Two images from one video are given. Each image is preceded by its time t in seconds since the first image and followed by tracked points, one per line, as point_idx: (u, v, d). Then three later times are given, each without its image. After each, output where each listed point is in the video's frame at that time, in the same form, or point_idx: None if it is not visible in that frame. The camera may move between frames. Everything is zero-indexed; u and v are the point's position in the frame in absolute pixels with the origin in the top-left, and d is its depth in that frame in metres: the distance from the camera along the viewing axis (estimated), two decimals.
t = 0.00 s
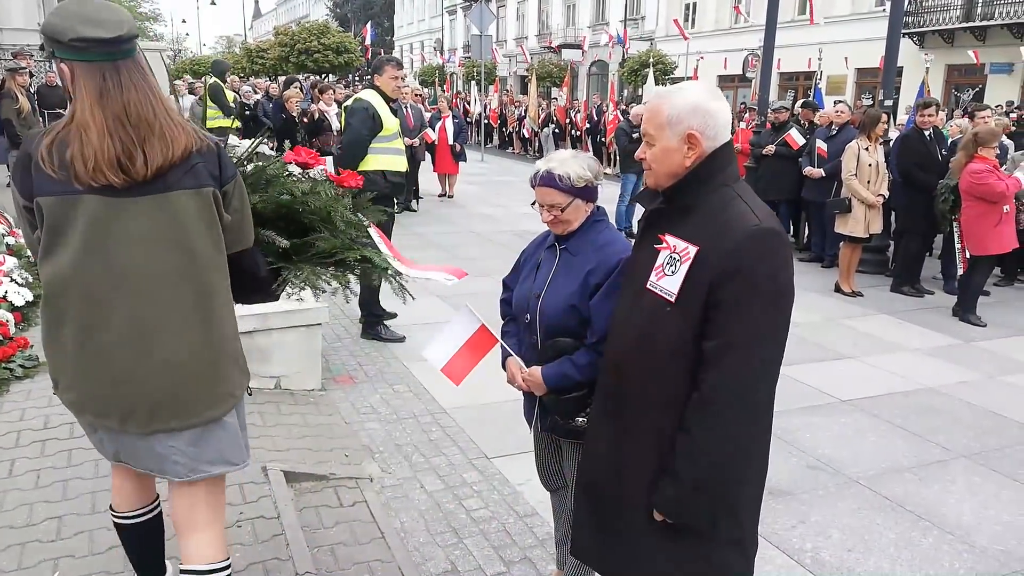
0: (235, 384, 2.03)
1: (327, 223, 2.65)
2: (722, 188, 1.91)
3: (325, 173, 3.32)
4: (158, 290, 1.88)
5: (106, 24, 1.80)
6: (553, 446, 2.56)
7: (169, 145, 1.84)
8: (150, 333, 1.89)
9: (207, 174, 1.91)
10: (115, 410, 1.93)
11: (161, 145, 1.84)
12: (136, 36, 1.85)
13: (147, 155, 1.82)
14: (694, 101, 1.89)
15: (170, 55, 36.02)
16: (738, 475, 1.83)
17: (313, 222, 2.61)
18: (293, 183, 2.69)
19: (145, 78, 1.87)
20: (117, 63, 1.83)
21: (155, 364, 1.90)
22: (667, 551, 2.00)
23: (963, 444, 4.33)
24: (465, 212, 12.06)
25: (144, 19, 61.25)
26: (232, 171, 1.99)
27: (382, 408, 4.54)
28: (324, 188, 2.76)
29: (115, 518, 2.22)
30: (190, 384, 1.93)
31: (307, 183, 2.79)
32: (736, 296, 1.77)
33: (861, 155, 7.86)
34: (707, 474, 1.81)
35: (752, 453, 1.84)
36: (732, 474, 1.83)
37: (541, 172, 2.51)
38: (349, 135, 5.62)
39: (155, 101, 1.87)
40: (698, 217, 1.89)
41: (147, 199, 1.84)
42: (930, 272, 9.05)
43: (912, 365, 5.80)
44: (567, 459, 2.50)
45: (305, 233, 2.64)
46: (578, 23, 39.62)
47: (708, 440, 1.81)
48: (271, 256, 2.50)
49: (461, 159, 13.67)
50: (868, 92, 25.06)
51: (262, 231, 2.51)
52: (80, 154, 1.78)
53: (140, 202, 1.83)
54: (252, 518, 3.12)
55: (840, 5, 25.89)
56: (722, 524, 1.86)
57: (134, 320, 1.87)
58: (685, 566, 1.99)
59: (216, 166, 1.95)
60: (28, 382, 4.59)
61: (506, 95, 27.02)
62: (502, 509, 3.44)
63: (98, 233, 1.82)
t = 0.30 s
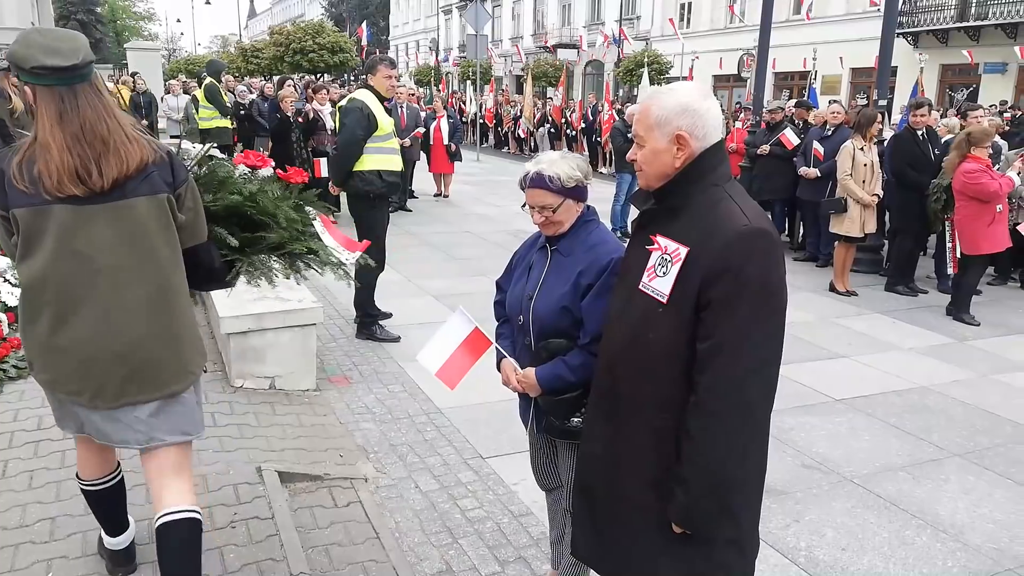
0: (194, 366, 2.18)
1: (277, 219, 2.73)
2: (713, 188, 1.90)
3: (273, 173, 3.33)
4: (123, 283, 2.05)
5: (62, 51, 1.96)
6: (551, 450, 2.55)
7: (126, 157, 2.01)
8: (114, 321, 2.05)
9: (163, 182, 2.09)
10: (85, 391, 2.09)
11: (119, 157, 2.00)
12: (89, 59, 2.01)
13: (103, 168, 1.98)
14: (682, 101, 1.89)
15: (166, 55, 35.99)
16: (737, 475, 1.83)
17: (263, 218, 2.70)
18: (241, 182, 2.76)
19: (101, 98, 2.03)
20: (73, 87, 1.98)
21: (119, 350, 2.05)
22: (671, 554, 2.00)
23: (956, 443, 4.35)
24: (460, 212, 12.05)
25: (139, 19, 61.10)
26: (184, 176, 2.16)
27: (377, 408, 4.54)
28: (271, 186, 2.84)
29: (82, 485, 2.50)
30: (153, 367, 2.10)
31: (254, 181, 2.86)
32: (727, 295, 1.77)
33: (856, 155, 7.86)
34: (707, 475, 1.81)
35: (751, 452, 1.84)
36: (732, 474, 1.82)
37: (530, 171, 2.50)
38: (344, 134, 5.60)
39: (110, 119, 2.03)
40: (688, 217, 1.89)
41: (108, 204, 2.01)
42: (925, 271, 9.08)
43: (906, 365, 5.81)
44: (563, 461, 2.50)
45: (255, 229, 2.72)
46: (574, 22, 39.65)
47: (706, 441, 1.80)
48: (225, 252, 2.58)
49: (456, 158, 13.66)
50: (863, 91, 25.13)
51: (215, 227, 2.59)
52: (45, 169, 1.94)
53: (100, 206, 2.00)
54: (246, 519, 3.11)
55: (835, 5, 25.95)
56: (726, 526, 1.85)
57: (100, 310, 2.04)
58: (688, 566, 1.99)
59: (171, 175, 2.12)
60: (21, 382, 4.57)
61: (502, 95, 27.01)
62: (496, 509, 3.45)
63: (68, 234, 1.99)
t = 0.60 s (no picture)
0: (140, 317, 2.59)
1: (221, 182, 3.31)
2: (695, 190, 1.92)
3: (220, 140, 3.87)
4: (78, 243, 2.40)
5: (17, 29, 2.27)
6: (534, 449, 2.56)
7: (77, 128, 2.36)
8: (73, 276, 2.40)
9: (110, 152, 2.45)
10: (44, 345, 2.39)
11: (71, 127, 2.35)
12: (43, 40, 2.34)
13: (55, 135, 2.32)
14: (662, 103, 1.91)
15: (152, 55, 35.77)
16: (722, 475, 1.84)
17: (209, 182, 3.27)
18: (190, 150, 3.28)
19: (54, 75, 2.36)
20: (28, 63, 2.30)
21: (79, 303, 2.41)
22: (657, 554, 2.02)
23: (938, 440, 4.40)
24: (448, 212, 12.06)
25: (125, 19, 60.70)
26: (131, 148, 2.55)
27: (364, 408, 4.54)
28: (217, 154, 3.39)
29: (54, 472, 2.55)
30: (109, 317, 2.48)
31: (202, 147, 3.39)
32: (708, 295, 1.78)
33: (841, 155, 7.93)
34: (694, 477, 1.82)
35: (736, 454, 1.85)
36: (715, 476, 1.83)
37: (517, 167, 2.52)
38: (335, 135, 5.56)
39: (63, 94, 2.36)
40: (671, 218, 1.90)
41: (68, 172, 2.36)
42: (909, 270, 9.15)
43: (890, 363, 5.86)
44: (547, 460, 2.51)
45: (202, 192, 3.30)
46: (563, 23, 39.68)
47: (691, 444, 1.81)
48: (175, 213, 3.17)
49: (444, 159, 13.67)
50: (850, 92, 25.28)
51: (168, 193, 3.15)
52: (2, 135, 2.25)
53: (57, 173, 2.35)
54: (232, 521, 3.10)
55: (822, 6, 26.10)
56: (711, 527, 1.87)
57: (58, 266, 2.38)
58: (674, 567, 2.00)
59: (116, 146, 2.49)
60: (5, 385, 4.54)
61: (491, 95, 27.00)
62: (483, 508, 3.46)
63: (29, 200, 2.31)
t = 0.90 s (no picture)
0: (76, 314, 2.61)
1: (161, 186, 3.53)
2: (641, 191, 1.95)
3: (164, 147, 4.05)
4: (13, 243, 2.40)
5: None
6: (491, 449, 2.58)
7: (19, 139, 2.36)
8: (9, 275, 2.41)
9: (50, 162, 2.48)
10: None
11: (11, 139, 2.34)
12: None
13: None
14: (607, 106, 1.94)
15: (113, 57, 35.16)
16: (670, 473, 1.87)
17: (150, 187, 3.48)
18: (133, 159, 3.55)
19: None
20: None
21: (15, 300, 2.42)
22: (610, 553, 2.04)
23: (891, 435, 4.50)
24: (414, 216, 12.03)
25: (84, 20, 59.60)
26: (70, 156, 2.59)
27: (325, 413, 4.51)
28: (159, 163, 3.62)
29: None
30: (45, 313, 2.48)
31: (145, 156, 3.67)
32: (653, 297, 1.80)
33: (800, 157, 8.07)
34: (643, 477, 1.85)
35: (685, 452, 1.89)
36: (663, 475, 1.86)
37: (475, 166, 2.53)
38: (297, 138, 5.52)
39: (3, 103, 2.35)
40: (618, 220, 1.93)
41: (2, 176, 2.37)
42: (867, 271, 9.35)
43: (847, 361, 5.98)
44: (504, 460, 2.52)
45: (142, 196, 3.50)
46: (530, 27, 39.82)
47: (640, 444, 1.84)
48: (115, 215, 3.36)
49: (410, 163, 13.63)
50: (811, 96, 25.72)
51: (107, 195, 3.35)
52: None
53: None
54: (188, 528, 3.07)
55: (784, 12, 26.53)
56: (661, 525, 1.90)
57: None
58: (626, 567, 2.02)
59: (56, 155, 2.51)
60: None
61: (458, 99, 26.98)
62: (444, 511, 3.46)
63: None
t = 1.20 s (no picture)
0: None
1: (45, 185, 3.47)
2: (537, 193, 1.96)
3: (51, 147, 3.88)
4: None
5: None
6: (403, 455, 2.54)
7: None
8: None
9: None
10: None
11: None
12: None
13: None
14: (497, 109, 1.94)
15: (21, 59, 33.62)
16: (578, 467, 1.88)
17: (33, 184, 3.43)
18: (20, 155, 3.47)
19: None
20: None
21: None
22: (523, 553, 2.03)
23: (804, 428, 4.65)
24: (341, 221, 11.86)
25: None
26: None
27: (242, 425, 4.39)
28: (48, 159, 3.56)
29: None
30: None
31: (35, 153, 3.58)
32: (551, 296, 1.82)
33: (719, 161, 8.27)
34: (551, 473, 1.85)
35: (591, 447, 1.90)
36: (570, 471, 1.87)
37: (398, 161, 2.57)
38: (210, 141, 5.36)
39: None
40: (517, 221, 1.93)
41: None
42: (785, 270, 9.66)
43: (765, 357, 6.16)
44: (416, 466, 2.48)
45: (25, 190, 3.46)
46: (460, 32, 39.78)
47: (544, 442, 1.85)
48: None
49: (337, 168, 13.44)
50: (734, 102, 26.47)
51: None
52: None
53: None
54: (89, 547, 2.94)
55: (706, 20, 27.23)
56: (571, 519, 1.90)
57: None
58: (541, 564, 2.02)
59: None
60: None
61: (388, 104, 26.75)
62: (363, 519, 3.40)
63: None
